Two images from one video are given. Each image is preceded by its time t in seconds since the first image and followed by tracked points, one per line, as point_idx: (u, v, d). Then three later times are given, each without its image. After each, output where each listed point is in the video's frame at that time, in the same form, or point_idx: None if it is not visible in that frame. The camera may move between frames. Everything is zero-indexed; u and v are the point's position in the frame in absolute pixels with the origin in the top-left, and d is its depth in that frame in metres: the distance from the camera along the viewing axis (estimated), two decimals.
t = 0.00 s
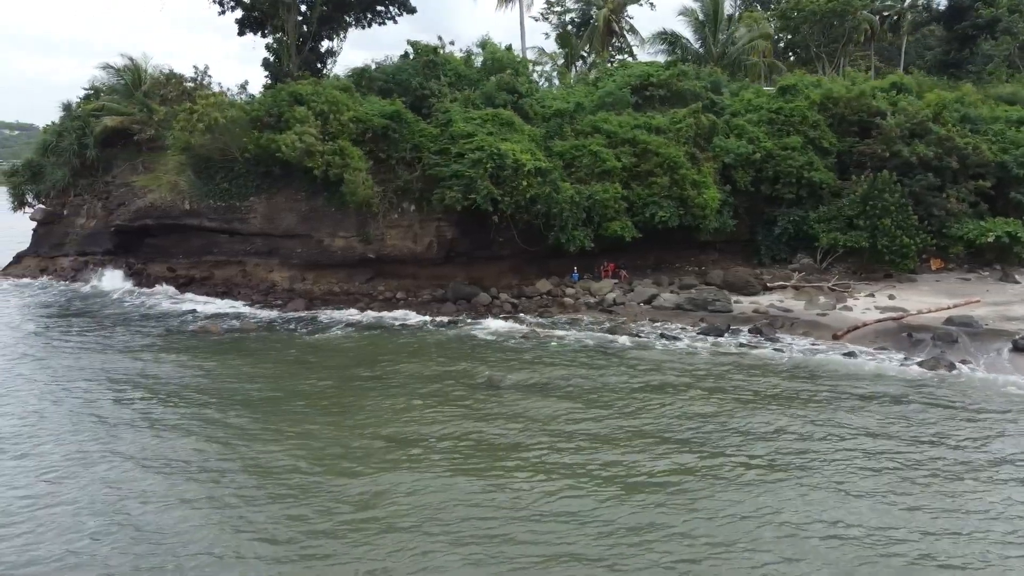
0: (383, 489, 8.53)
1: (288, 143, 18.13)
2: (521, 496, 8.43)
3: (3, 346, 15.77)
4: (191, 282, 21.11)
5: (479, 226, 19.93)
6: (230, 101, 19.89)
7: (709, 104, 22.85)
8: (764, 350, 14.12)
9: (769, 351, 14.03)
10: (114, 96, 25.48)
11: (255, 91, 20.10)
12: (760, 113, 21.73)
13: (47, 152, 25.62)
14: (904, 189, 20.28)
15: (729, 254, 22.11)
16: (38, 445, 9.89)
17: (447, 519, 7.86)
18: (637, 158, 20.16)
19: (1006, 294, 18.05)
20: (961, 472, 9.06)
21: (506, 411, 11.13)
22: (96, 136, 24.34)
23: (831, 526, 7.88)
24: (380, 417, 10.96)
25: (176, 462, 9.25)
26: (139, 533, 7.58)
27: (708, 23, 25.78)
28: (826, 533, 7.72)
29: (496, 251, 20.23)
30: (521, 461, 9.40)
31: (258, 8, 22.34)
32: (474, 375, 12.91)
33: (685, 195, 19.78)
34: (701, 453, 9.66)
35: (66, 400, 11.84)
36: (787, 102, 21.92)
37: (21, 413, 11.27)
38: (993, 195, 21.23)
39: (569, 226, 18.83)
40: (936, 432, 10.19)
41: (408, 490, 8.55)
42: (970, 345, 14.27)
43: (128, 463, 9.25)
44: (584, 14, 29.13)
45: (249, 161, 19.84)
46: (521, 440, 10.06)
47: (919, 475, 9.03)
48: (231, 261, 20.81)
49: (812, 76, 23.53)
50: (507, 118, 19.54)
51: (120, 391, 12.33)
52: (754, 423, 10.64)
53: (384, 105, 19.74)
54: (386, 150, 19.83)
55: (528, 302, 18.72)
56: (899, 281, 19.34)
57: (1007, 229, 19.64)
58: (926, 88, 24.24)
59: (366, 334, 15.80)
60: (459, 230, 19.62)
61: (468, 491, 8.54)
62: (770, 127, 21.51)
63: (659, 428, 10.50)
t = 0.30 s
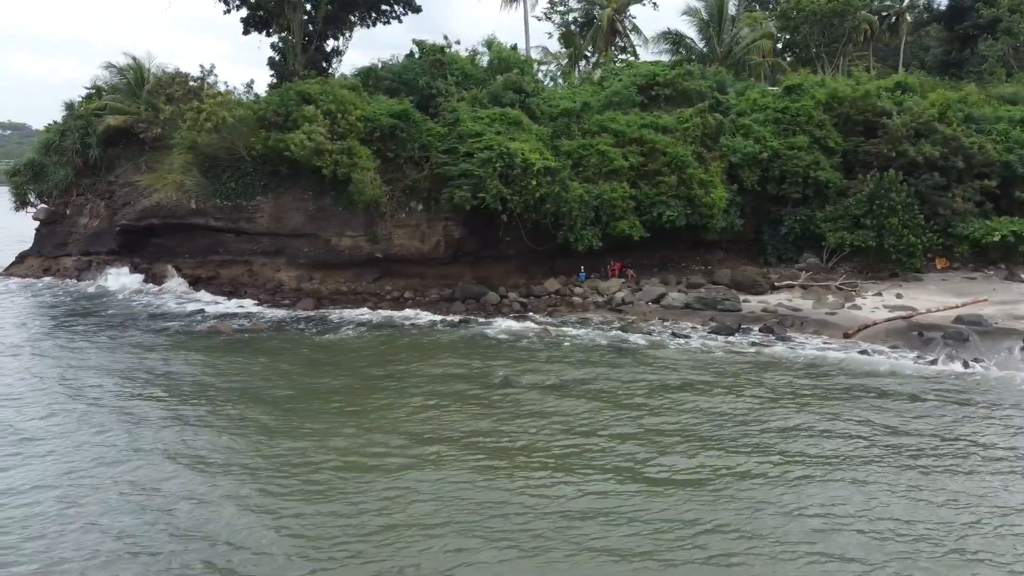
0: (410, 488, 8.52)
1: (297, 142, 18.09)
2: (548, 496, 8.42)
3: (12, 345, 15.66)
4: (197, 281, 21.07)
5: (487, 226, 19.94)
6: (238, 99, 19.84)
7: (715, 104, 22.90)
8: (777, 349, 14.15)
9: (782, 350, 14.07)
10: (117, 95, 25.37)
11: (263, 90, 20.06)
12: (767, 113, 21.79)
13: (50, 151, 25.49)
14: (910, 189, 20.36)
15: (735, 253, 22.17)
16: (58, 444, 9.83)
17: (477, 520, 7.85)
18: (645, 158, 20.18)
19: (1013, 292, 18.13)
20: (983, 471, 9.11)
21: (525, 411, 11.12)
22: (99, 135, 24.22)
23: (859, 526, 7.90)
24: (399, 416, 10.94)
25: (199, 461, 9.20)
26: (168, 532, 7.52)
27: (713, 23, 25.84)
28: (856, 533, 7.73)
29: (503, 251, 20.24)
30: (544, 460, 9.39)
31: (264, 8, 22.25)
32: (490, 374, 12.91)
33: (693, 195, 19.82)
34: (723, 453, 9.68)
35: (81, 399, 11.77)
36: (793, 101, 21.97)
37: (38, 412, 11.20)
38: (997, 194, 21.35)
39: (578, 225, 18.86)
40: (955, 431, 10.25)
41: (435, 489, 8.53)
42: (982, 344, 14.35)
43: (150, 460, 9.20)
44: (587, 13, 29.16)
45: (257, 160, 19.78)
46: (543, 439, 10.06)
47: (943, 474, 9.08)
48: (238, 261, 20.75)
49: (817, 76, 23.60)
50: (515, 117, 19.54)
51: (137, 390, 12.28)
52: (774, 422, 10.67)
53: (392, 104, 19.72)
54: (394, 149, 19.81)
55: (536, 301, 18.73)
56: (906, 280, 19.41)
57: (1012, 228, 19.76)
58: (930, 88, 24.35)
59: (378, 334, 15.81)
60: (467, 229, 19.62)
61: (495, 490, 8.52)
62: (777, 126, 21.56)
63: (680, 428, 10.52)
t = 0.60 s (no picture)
0: (431, 489, 8.49)
1: (301, 142, 18.03)
2: (568, 496, 8.41)
3: (15, 346, 15.53)
4: (199, 281, 20.98)
5: (491, 226, 19.89)
6: (241, 99, 19.78)
7: (716, 104, 22.98)
8: (785, 348, 14.19)
9: (790, 349, 14.12)
10: (116, 94, 25.24)
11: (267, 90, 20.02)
12: (769, 113, 21.87)
13: (48, 151, 25.33)
14: (911, 188, 20.46)
15: (737, 253, 22.23)
16: (73, 444, 9.77)
17: (500, 520, 7.83)
18: (648, 157, 20.21)
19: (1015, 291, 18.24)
20: (1000, 469, 9.16)
21: (539, 411, 11.12)
22: (98, 134, 24.07)
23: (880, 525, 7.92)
24: (413, 416, 10.91)
25: (216, 460, 9.16)
26: (190, 532, 7.47)
27: (713, 23, 25.92)
28: (877, 533, 7.75)
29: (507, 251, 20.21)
30: (563, 460, 9.39)
31: (265, 7, 22.20)
32: (501, 374, 12.89)
33: (696, 195, 19.86)
34: (740, 452, 9.70)
35: (91, 398, 11.71)
36: (795, 101, 22.06)
37: (49, 413, 11.11)
38: (997, 194, 21.48)
39: (582, 225, 18.87)
40: (969, 429, 10.30)
41: (455, 488, 8.51)
42: (988, 342, 14.43)
43: (166, 460, 9.15)
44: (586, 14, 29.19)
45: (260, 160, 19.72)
46: (559, 439, 10.06)
47: (959, 472, 9.12)
48: (241, 261, 20.68)
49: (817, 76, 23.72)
50: (519, 117, 19.54)
51: (146, 390, 12.21)
52: (788, 421, 10.71)
53: (397, 104, 19.70)
54: (398, 149, 19.79)
55: (541, 301, 18.72)
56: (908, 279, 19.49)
57: (1013, 227, 19.88)
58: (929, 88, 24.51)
59: (385, 334, 15.76)
60: (471, 229, 19.59)
61: (515, 490, 8.51)
62: (778, 126, 21.65)
63: (695, 427, 10.54)
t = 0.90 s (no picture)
0: (452, 488, 8.47)
1: (305, 141, 17.98)
2: (590, 496, 8.41)
3: (17, 347, 15.39)
4: (200, 281, 20.88)
5: (494, 226, 19.87)
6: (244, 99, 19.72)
7: (716, 104, 23.08)
8: (793, 347, 14.26)
9: (798, 348, 14.18)
10: (112, 93, 25.01)
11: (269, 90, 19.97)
12: (769, 113, 22.00)
13: (44, 150, 25.14)
14: (911, 188, 20.58)
15: (737, 252, 22.32)
16: (86, 446, 9.70)
17: (524, 519, 7.83)
18: (650, 157, 20.26)
19: (1016, 289, 18.36)
20: (1016, 466, 9.22)
21: (553, 412, 11.08)
22: (96, 134, 23.92)
23: (902, 522, 7.96)
24: (426, 415, 10.90)
25: (233, 459, 9.11)
26: (214, 534, 7.39)
27: (711, 23, 26.03)
28: (900, 530, 7.78)
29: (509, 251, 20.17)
30: (581, 459, 9.39)
31: (266, 7, 22.15)
32: (512, 374, 12.88)
33: (698, 195, 19.93)
34: (756, 452, 9.73)
35: (101, 399, 11.63)
36: (795, 101, 22.19)
37: (59, 413, 11.03)
38: (995, 195, 21.68)
39: (585, 225, 18.88)
40: (981, 428, 10.39)
41: (478, 488, 8.49)
42: (990, 342, 14.56)
43: (185, 460, 9.09)
44: (584, 14, 29.24)
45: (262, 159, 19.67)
46: (575, 438, 10.07)
47: (975, 469, 9.19)
48: (242, 260, 20.58)
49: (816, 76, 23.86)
50: (522, 117, 19.54)
51: (157, 389, 12.14)
52: (801, 421, 10.77)
53: (399, 104, 19.72)
54: (401, 149, 19.77)
55: (545, 301, 18.71)
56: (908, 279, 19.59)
57: (1011, 227, 20.03)
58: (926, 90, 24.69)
59: (390, 334, 15.74)
60: (473, 229, 19.57)
61: (536, 489, 8.52)
62: (778, 126, 21.77)
63: (710, 426, 10.58)
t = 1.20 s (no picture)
0: (472, 488, 8.46)
1: (307, 141, 17.91)
2: (611, 494, 8.42)
3: (19, 347, 15.26)
4: (199, 281, 20.78)
5: (496, 226, 19.86)
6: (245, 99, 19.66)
7: (715, 104, 23.17)
8: (798, 346, 14.35)
9: (804, 347, 14.26)
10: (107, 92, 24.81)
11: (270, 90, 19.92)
12: (768, 114, 22.13)
13: (39, 149, 24.94)
14: (909, 187, 20.73)
15: (736, 252, 22.42)
16: (100, 446, 9.64)
17: (547, 518, 7.83)
18: (651, 157, 20.30)
19: (1014, 288, 18.51)
20: None
21: (565, 412, 11.10)
22: (93, 133, 23.75)
23: (922, 518, 8.01)
24: (440, 414, 10.89)
25: (251, 460, 9.08)
26: (237, 536, 7.34)
27: (708, 23, 26.15)
28: (920, 526, 7.84)
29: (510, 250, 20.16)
30: (598, 458, 9.41)
31: (265, 7, 22.08)
32: (521, 374, 12.90)
33: (699, 194, 20.00)
34: (771, 450, 9.78)
35: (110, 399, 11.57)
36: (793, 101, 22.34)
37: (69, 413, 10.96)
38: (992, 195, 21.86)
39: (587, 224, 18.90)
40: (991, 425, 10.48)
41: (498, 487, 8.49)
42: (993, 340, 14.68)
43: (202, 461, 9.05)
44: (580, 14, 29.28)
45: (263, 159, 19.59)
46: (591, 437, 10.09)
47: (989, 466, 9.26)
48: (242, 260, 20.49)
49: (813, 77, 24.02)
50: (524, 117, 19.54)
51: (165, 389, 12.08)
52: (814, 419, 10.84)
53: (401, 103, 19.70)
54: (403, 148, 19.74)
55: (547, 300, 18.72)
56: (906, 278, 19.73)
57: (1009, 227, 20.20)
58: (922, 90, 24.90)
59: (395, 334, 15.74)
60: (474, 229, 19.55)
61: (557, 488, 8.53)
62: (778, 126, 21.89)
63: (723, 425, 10.63)
